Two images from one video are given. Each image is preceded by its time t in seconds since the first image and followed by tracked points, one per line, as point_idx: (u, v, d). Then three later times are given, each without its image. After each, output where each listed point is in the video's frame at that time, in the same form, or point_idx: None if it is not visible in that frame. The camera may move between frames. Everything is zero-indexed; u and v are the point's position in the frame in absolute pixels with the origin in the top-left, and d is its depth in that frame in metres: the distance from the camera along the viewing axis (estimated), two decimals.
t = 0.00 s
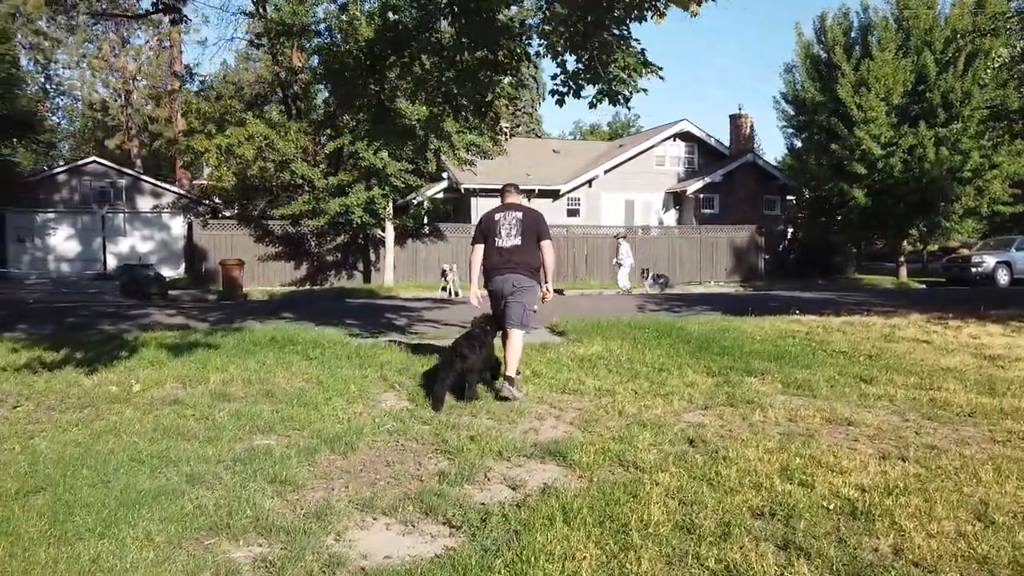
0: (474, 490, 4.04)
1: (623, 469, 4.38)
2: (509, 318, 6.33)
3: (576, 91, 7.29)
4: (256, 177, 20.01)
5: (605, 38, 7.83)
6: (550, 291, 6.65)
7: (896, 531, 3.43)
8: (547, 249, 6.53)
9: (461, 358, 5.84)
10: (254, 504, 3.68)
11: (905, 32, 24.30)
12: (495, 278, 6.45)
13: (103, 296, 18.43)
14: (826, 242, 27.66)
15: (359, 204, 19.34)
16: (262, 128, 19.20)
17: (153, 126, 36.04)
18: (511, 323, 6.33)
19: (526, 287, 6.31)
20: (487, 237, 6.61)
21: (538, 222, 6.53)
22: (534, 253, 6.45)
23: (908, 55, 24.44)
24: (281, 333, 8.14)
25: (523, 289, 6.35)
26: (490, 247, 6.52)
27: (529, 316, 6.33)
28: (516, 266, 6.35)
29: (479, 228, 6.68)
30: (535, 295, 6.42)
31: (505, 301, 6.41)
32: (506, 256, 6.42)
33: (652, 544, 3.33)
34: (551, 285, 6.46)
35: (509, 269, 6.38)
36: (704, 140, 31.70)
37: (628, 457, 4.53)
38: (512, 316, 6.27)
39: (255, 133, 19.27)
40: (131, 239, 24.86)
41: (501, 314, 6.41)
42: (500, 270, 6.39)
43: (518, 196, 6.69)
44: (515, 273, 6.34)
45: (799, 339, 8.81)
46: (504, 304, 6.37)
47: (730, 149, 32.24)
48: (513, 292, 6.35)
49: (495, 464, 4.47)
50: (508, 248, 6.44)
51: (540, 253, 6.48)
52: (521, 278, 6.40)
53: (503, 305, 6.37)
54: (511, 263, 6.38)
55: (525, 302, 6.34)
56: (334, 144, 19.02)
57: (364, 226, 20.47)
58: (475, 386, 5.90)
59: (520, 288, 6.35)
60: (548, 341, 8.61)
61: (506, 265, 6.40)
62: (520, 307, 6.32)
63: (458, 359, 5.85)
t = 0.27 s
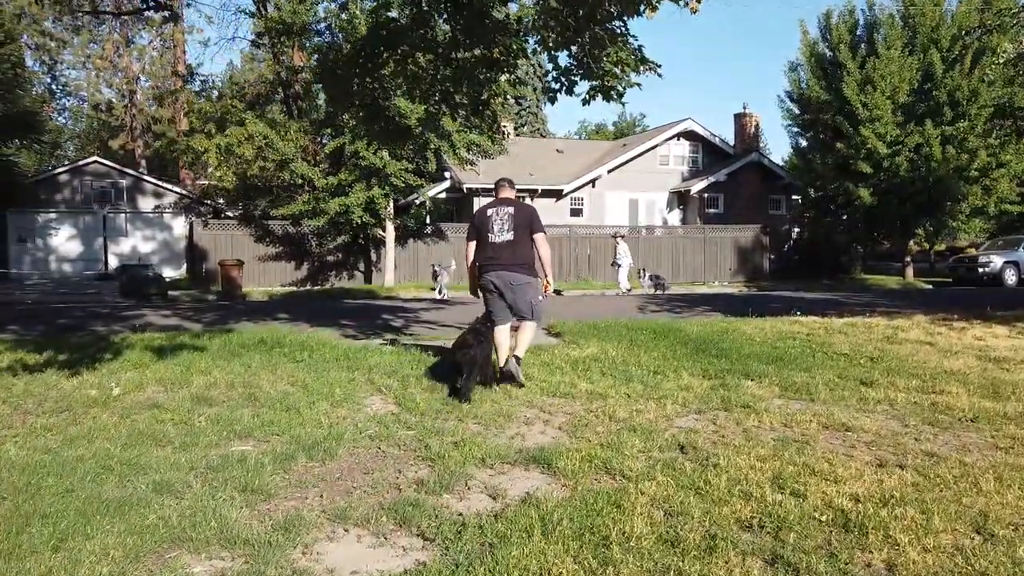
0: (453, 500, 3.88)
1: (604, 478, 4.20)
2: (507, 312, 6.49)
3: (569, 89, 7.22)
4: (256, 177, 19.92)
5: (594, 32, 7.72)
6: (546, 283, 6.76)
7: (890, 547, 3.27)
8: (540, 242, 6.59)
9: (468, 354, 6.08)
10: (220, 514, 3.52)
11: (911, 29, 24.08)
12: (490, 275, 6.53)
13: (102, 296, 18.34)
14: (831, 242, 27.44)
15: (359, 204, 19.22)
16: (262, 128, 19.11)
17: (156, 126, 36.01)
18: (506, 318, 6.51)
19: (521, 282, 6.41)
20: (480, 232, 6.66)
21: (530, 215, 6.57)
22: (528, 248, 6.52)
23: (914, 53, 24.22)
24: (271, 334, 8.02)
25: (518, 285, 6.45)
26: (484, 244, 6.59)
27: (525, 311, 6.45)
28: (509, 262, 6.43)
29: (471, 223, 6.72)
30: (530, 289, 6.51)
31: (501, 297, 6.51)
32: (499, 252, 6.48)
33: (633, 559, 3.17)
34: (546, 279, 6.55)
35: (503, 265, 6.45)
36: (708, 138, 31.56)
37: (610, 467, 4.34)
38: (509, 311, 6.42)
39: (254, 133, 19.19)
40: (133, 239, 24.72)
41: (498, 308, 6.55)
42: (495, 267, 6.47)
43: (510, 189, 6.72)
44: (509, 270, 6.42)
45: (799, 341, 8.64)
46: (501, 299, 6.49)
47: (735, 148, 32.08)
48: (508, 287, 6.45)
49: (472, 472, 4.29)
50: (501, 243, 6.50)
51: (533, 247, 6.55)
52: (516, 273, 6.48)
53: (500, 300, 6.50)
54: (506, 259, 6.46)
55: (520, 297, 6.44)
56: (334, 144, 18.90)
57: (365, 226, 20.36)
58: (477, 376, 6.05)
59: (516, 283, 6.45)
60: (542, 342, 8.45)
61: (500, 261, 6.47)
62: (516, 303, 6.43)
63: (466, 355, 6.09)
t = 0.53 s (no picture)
0: (432, 509, 3.70)
1: (597, 482, 4.05)
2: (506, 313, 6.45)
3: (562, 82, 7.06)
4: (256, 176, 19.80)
5: (588, 24, 7.54)
6: (547, 286, 6.74)
7: (888, 563, 3.08)
8: (541, 244, 6.61)
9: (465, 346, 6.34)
10: (184, 525, 3.34)
11: (919, 27, 23.85)
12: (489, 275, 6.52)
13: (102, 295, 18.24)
14: (837, 242, 27.18)
15: (359, 203, 19.07)
16: (261, 126, 18.99)
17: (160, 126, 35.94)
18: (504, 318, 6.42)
19: (521, 282, 6.40)
20: (480, 234, 6.66)
21: (530, 218, 6.60)
22: (528, 249, 6.53)
23: (922, 51, 23.98)
24: (261, 334, 7.88)
25: (517, 285, 6.44)
26: (485, 244, 6.59)
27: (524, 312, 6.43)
28: (509, 262, 6.43)
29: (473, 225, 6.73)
30: (529, 290, 6.51)
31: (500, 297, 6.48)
32: (499, 253, 6.48)
33: None
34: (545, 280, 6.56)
35: (503, 265, 6.45)
36: (713, 137, 31.30)
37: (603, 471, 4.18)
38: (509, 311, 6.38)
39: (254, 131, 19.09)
40: (135, 238, 24.72)
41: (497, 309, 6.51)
42: (494, 267, 6.46)
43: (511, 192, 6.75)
44: (509, 270, 6.41)
45: (801, 342, 8.46)
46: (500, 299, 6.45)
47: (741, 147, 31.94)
48: (508, 287, 6.42)
49: (468, 475, 4.16)
50: (501, 244, 6.51)
51: (533, 248, 6.56)
52: (515, 274, 6.47)
53: (499, 300, 6.46)
54: (506, 259, 6.46)
55: (519, 298, 6.43)
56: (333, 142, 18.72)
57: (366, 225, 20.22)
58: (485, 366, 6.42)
59: (516, 284, 6.43)
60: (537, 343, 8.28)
61: (500, 262, 6.46)
62: (515, 303, 6.42)
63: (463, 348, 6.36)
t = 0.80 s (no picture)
0: (407, 521, 3.57)
1: (597, 483, 4.07)
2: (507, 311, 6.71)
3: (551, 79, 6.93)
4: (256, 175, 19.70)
5: (578, 19, 7.41)
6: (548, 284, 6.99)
7: None
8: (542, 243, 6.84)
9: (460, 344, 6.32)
10: (141, 540, 3.19)
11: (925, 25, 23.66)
12: (493, 274, 6.77)
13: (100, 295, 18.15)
14: (842, 242, 26.96)
15: (358, 203, 18.92)
16: (260, 126, 18.90)
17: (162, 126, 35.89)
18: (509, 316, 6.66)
19: (522, 282, 6.65)
20: (484, 233, 6.90)
21: (532, 218, 6.81)
22: (530, 249, 6.76)
23: (928, 49, 23.78)
24: (248, 336, 7.75)
25: (520, 284, 6.68)
26: (488, 244, 6.83)
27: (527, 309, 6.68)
28: (513, 262, 6.67)
29: (477, 223, 6.96)
30: (532, 289, 6.75)
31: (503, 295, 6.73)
32: (502, 252, 6.72)
33: None
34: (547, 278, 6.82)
35: (506, 265, 6.70)
36: (717, 136, 31.34)
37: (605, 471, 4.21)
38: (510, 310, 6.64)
39: (253, 131, 19.00)
40: (135, 238, 24.68)
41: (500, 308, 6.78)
42: (498, 266, 6.70)
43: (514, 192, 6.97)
44: (511, 270, 6.67)
45: (800, 346, 8.30)
46: (501, 298, 6.71)
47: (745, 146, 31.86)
48: (510, 287, 6.69)
49: (471, 474, 4.18)
50: (504, 244, 6.73)
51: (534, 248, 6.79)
52: (518, 273, 6.72)
53: (501, 299, 6.72)
54: (508, 259, 6.70)
55: (522, 296, 6.67)
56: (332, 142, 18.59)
57: (366, 225, 20.12)
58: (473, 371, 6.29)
59: (517, 284, 6.69)
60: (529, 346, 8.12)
61: (503, 261, 6.70)
62: (518, 301, 6.66)
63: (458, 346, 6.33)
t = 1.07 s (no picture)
0: (373, 536, 3.40)
1: (596, 482, 4.04)
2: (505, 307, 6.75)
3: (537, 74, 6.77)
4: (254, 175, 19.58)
5: (564, 12, 7.26)
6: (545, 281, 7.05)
7: None
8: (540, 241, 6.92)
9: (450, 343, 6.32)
10: (89, 556, 3.04)
11: (929, 23, 23.44)
12: (491, 270, 6.83)
13: (97, 296, 18.03)
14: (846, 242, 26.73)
15: (356, 203, 18.74)
16: (257, 125, 18.77)
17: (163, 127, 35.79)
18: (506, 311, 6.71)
19: (521, 278, 6.71)
20: (483, 231, 6.97)
21: (530, 216, 6.89)
22: (528, 246, 6.82)
23: (932, 48, 23.55)
24: (233, 338, 7.59)
25: (517, 281, 6.74)
26: (487, 241, 6.89)
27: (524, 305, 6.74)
28: (511, 258, 6.74)
29: (476, 221, 7.03)
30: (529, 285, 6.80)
31: (501, 291, 6.80)
32: (501, 249, 6.79)
33: None
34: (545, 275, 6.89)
35: (504, 261, 6.77)
36: (719, 136, 31.45)
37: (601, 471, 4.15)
38: (509, 306, 6.68)
39: (250, 130, 18.87)
40: (135, 239, 24.58)
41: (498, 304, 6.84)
42: (497, 263, 6.77)
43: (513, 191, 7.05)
44: (509, 266, 6.73)
45: (798, 348, 8.13)
46: (500, 294, 6.76)
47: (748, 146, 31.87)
48: (509, 283, 6.75)
49: (471, 475, 4.13)
50: (503, 241, 6.80)
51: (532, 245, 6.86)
52: (515, 269, 6.78)
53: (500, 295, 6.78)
54: (507, 256, 6.77)
55: (519, 292, 6.73)
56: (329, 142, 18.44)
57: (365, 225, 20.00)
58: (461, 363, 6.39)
59: (516, 280, 6.74)
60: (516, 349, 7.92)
61: (502, 258, 6.77)
62: (515, 297, 6.71)
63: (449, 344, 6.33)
